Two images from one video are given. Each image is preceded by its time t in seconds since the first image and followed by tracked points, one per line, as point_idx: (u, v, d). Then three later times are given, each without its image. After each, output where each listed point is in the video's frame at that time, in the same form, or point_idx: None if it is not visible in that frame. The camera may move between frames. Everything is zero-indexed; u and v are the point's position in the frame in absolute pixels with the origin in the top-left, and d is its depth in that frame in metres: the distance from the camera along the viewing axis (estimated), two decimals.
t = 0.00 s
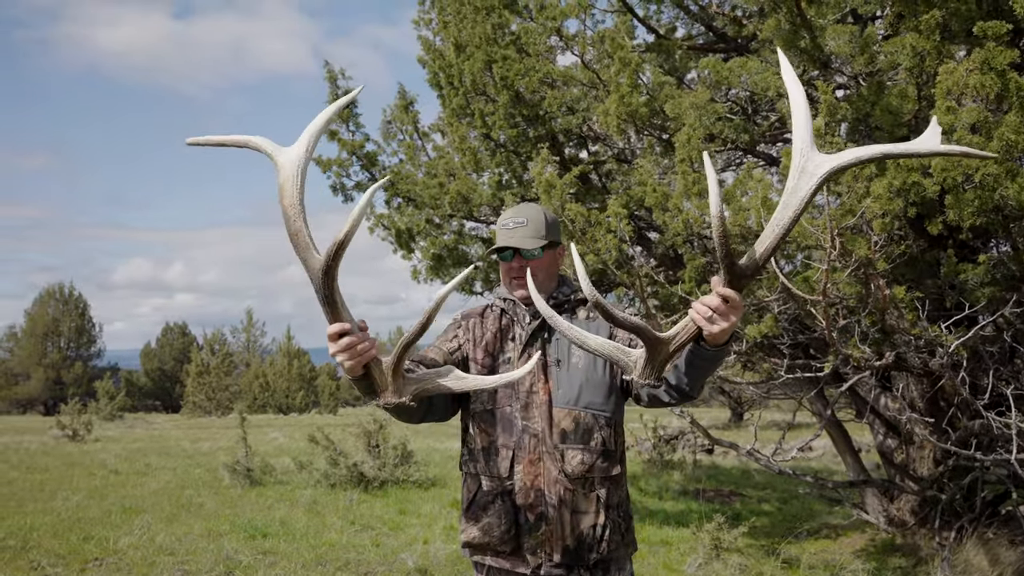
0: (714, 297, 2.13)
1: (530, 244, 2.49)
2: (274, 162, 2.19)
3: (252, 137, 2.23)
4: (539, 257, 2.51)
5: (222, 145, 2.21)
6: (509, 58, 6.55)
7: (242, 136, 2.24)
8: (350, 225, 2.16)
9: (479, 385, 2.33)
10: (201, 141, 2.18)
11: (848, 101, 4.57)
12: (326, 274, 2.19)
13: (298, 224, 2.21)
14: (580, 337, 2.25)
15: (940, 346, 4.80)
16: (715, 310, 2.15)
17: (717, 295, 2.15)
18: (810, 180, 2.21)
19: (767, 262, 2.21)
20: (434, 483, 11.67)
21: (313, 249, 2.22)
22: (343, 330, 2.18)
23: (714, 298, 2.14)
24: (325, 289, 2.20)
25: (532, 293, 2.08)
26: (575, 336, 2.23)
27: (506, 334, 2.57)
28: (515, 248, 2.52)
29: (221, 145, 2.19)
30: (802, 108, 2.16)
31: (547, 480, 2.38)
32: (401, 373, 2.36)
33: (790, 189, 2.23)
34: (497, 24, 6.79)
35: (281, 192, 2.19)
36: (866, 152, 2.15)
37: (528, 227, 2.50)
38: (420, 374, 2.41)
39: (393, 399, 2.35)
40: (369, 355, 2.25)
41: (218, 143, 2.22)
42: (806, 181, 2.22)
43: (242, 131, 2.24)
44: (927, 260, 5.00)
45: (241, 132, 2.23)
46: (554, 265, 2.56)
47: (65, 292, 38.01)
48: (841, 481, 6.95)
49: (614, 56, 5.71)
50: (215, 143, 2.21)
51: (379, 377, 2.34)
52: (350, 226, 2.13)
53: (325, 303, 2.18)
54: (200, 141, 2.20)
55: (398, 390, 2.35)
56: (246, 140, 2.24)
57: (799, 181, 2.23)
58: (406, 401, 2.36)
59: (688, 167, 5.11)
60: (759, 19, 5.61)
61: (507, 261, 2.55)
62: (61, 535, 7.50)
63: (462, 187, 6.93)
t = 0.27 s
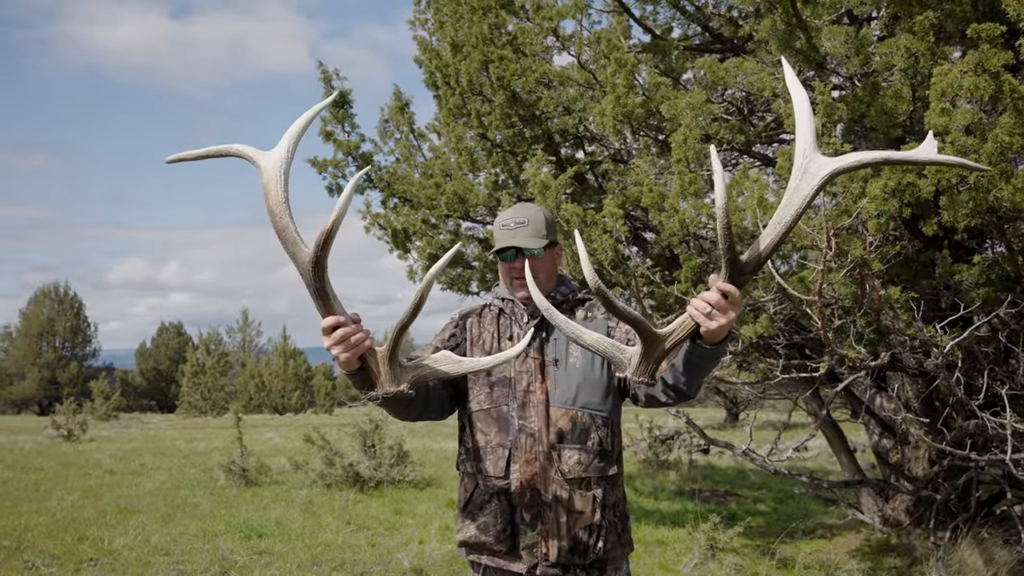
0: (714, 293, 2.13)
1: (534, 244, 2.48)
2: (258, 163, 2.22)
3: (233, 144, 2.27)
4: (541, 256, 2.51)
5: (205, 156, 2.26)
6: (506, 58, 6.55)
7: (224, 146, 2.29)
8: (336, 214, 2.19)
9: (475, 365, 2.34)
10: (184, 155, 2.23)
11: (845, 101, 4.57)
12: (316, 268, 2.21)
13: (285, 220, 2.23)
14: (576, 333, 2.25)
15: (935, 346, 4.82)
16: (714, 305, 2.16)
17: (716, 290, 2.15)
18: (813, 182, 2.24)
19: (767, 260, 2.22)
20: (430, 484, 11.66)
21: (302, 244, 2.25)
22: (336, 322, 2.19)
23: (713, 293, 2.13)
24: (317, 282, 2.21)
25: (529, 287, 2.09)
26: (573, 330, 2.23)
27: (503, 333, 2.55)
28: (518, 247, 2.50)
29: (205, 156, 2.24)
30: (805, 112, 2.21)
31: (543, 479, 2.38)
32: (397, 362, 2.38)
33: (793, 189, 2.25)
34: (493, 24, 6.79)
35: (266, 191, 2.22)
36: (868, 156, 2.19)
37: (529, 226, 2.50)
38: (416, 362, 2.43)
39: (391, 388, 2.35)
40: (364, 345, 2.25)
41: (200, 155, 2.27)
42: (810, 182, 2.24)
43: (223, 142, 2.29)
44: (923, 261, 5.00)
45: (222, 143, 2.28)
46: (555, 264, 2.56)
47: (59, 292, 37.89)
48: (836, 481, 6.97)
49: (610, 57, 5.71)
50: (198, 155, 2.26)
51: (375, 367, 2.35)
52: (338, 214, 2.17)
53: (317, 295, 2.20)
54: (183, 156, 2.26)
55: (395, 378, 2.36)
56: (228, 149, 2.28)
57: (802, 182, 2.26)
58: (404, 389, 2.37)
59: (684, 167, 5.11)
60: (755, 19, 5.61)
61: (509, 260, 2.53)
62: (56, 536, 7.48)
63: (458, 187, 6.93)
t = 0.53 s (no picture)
0: (720, 290, 2.14)
1: (551, 243, 2.48)
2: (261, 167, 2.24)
3: (237, 148, 2.27)
4: (555, 256, 2.52)
5: (209, 161, 2.27)
6: (504, 60, 6.55)
7: (229, 150, 2.30)
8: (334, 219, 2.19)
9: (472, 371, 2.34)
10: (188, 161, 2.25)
11: (843, 103, 4.58)
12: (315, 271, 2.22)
13: (286, 224, 2.24)
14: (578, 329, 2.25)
15: (933, 347, 4.82)
16: (720, 302, 2.16)
17: (721, 287, 2.16)
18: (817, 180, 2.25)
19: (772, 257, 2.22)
20: (428, 485, 11.66)
21: (302, 248, 2.26)
22: (334, 326, 2.21)
23: (719, 290, 2.14)
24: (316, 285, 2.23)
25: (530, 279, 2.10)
26: (574, 326, 2.24)
27: (504, 335, 2.55)
28: (537, 247, 2.48)
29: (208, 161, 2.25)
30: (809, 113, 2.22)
31: (546, 480, 2.38)
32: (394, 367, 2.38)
33: (797, 188, 2.26)
34: (492, 26, 6.79)
35: (268, 196, 2.23)
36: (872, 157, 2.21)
37: (547, 226, 2.49)
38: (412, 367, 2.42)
39: (389, 393, 2.35)
40: (363, 349, 2.26)
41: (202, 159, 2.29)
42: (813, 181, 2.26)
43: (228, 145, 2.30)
44: (921, 262, 5.01)
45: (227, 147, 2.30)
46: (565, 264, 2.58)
47: (57, 293, 37.83)
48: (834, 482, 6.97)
49: (608, 58, 5.72)
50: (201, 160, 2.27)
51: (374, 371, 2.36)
52: (337, 219, 2.18)
53: (315, 299, 2.21)
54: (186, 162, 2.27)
55: (393, 382, 2.36)
56: (232, 153, 2.30)
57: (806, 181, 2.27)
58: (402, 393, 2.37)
59: (682, 169, 5.11)
60: (753, 21, 5.62)
61: (525, 258, 2.50)
62: (54, 537, 7.46)
63: (456, 189, 6.94)
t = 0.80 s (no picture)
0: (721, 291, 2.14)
1: (556, 231, 2.54)
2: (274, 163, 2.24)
3: (250, 143, 2.27)
4: (559, 247, 2.57)
5: (220, 156, 2.26)
6: (500, 58, 6.55)
7: (241, 145, 2.30)
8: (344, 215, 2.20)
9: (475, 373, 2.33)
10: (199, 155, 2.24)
11: (839, 102, 4.59)
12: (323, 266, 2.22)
13: (296, 219, 2.24)
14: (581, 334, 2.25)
15: (928, 346, 4.84)
16: (722, 303, 2.16)
17: (724, 289, 2.16)
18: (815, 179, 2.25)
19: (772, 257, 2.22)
20: (423, 484, 11.65)
21: (310, 243, 2.25)
22: (338, 322, 2.19)
23: (721, 291, 2.15)
24: (322, 281, 2.23)
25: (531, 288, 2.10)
26: (576, 334, 2.24)
27: (505, 334, 2.56)
28: (545, 234, 2.53)
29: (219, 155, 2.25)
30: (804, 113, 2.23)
31: (549, 480, 2.37)
32: (396, 367, 2.37)
33: (794, 188, 2.27)
34: (488, 24, 6.78)
35: (279, 191, 2.23)
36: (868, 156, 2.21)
37: (551, 216, 2.57)
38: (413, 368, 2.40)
39: (389, 392, 2.34)
40: (366, 346, 2.25)
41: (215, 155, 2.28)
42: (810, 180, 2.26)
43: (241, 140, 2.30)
44: (915, 261, 5.03)
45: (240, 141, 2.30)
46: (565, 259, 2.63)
47: (50, 291, 37.68)
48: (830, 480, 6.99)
49: (605, 57, 5.72)
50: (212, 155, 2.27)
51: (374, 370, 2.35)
52: (347, 216, 2.18)
53: (322, 295, 2.22)
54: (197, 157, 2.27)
55: (394, 382, 2.35)
56: (245, 147, 2.29)
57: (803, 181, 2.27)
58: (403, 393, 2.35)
59: (678, 168, 5.12)
60: (749, 20, 5.63)
61: (534, 247, 2.53)
62: (48, 536, 7.44)
63: (452, 188, 6.93)
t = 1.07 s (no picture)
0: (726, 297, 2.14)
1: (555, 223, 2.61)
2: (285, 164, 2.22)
3: (261, 140, 2.25)
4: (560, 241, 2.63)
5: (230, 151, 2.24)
6: (495, 58, 6.54)
7: (253, 140, 2.27)
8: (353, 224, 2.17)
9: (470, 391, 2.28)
10: (209, 148, 2.21)
11: (834, 102, 4.60)
12: (328, 271, 2.19)
13: (302, 222, 2.21)
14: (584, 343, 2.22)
15: (922, 346, 4.86)
16: (728, 309, 2.16)
17: (728, 294, 2.16)
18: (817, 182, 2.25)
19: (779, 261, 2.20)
20: (418, 484, 11.65)
21: (317, 247, 2.24)
22: (340, 329, 2.17)
23: (726, 297, 2.14)
24: (326, 285, 2.20)
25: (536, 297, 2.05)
26: (580, 341, 2.22)
27: (505, 334, 2.56)
28: (548, 225, 2.59)
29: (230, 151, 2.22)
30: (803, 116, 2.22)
31: (551, 480, 2.37)
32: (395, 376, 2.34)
33: (797, 192, 2.26)
34: (483, 24, 6.78)
35: (288, 192, 2.21)
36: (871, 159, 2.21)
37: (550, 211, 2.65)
38: (414, 379, 2.37)
39: (386, 401, 2.33)
40: (366, 353, 2.23)
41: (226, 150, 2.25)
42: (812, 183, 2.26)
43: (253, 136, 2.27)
44: (909, 261, 5.04)
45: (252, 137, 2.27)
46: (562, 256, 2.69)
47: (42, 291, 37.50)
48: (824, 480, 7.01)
49: (601, 57, 5.73)
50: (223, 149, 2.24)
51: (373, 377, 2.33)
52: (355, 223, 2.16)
53: (325, 299, 2.20)
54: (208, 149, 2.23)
55: (391, 392, 2.33)
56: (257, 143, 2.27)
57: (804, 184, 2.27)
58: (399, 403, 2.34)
59: (673, 168, 5.12)
60: (745, 20, 5.64)
61: (538, 237, 2.57)
62: (41, 537, 7.40)
63: (447, 187, 6.92)
